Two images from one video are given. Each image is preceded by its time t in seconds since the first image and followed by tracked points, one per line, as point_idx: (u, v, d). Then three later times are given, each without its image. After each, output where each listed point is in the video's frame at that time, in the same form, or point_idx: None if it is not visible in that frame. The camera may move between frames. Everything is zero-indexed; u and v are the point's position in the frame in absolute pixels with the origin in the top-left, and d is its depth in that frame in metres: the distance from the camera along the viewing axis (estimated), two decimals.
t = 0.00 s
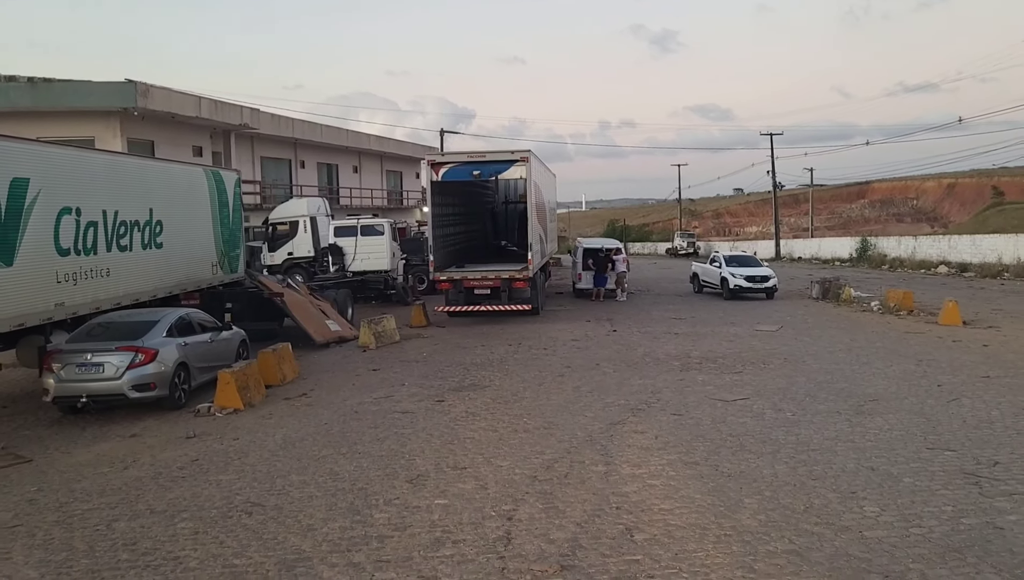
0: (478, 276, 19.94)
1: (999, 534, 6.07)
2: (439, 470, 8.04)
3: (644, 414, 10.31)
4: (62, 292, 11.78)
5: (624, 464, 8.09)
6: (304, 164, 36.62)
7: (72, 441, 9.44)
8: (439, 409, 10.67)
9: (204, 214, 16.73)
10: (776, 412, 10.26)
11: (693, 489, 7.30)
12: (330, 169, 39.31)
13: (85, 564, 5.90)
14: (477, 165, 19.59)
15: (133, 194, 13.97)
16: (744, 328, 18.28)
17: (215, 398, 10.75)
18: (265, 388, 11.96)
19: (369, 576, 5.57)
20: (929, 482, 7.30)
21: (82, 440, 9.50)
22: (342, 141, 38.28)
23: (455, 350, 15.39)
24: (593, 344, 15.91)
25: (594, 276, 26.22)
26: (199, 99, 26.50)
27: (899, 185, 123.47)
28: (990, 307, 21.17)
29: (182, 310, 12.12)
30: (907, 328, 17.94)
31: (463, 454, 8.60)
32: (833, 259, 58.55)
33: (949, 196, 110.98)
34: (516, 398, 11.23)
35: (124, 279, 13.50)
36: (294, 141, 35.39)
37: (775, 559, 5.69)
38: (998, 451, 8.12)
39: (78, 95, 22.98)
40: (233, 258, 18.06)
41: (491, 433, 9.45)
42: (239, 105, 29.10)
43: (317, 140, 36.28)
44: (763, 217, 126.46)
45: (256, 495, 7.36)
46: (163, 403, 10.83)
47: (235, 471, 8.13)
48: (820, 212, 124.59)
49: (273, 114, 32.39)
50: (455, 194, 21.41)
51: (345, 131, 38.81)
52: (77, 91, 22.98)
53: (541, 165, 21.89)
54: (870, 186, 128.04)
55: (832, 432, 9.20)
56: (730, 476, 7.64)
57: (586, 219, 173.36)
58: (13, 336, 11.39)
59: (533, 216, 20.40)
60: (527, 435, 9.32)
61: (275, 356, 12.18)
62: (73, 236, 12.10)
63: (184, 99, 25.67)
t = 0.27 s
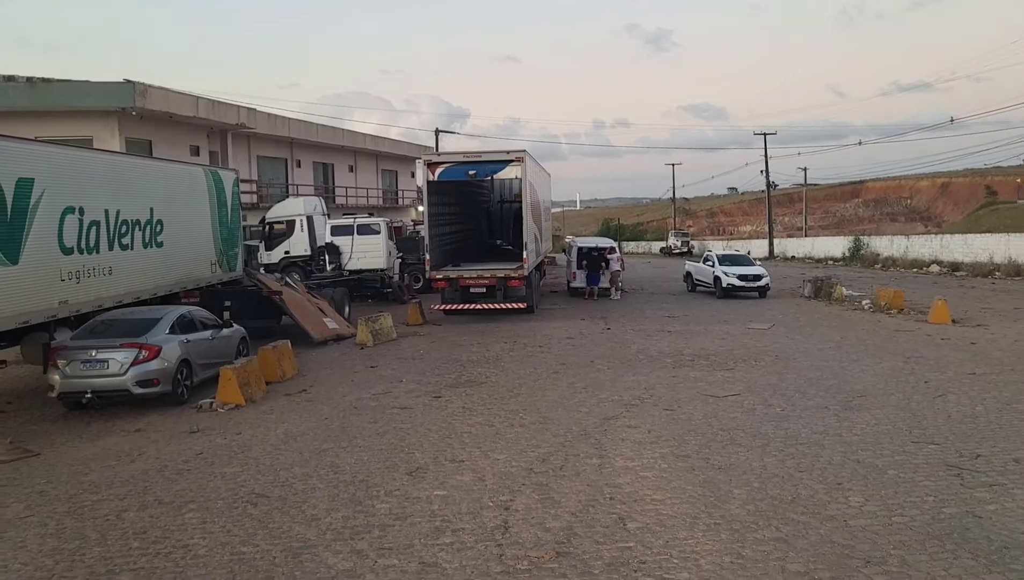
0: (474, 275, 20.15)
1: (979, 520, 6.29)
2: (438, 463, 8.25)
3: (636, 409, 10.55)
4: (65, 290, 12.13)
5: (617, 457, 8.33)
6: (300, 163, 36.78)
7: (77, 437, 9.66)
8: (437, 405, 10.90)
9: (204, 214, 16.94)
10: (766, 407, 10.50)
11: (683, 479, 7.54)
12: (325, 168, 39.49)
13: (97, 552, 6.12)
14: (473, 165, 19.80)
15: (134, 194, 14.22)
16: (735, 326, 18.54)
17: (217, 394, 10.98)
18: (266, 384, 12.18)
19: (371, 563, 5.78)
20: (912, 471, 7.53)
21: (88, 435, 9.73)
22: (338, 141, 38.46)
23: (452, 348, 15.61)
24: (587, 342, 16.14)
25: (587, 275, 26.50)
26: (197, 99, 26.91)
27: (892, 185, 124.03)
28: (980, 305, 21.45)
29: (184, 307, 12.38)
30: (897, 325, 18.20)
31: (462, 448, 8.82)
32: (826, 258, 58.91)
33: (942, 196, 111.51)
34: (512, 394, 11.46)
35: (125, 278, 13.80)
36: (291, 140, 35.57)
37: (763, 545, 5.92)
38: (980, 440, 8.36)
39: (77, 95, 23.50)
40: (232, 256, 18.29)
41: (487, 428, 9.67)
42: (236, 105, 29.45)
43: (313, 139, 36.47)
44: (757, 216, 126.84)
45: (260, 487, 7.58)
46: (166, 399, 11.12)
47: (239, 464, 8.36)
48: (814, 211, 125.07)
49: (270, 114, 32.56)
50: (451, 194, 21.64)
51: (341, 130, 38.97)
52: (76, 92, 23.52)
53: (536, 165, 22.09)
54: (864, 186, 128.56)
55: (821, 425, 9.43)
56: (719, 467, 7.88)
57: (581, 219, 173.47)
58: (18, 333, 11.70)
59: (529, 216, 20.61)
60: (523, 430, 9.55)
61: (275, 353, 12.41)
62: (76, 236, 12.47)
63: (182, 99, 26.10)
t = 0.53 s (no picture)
0: (472, 273, 20.32)
1: (960, 507, 6.54)
2: (439, 456, 8.48)
3: (632, 404, 10.80)
4: (71, 287, 12.38)
5: (613, 450, 8.57)
6: (298, 162, 36.98)
7: (85, 431, 9.89)
8: (437, 400, 11.12)
9: (205, 213, 17.17)
10: (758, 402, 10.75)
11: (677, 470, 7.78)
12: (324, 167, 39.70)
13: (111, 540, 6.34)
14: (471, 165, 20.02)
15: (138, 193, 14.45)
16: (730, 324, 18.79)
17: (220, 390, 11.19)
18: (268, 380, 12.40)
19: (376, 549, 6.00)
20: (899, 461, 7.76)
21: (95, 430, 9.96)
22: (336, 140, 38.67)
23: (450, 345, 15.84)
24: (583, 339, 16.38)
25: (583, 273, 26.77)
26: (196, 99, 27.46)
27: (888, 184, 124.43)
28: (971, 303, 21.71)
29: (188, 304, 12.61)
30: (890, 323, 18.46)
31: (462, 441, 9.05)
32: (822, 257, 59.21)
33: (937, 195, 111.96)
34: (510, 390, 11.69)
35: (129, 276, 14.04)
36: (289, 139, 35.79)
37: (752, 531, 6.15)
38: (966, 432, 8.59)
39: (77, 94, 24.25)
40: (233, 255, 18.51)
41: (486, 422, 9.90)
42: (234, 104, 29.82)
43: (311, 138, 36.69)
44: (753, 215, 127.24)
45: (266, 478, 7.81)
46: (171, 394, 11.38)
47: (245, 456, 8.59)
48: (810, 210, 125.48)
49: (268, 113, 32.75)
50: (449, 193, 21.86)
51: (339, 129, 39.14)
52: (77, 91, 24.28)
53: (533, 164, 22.30)
54: (860, 185, 128.99)
55: (811, 418, 9.66)
56: (711, 459, 8.12)
57: (577, 218, 173.75)
58: (24, 330, 11.93)
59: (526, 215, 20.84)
60: (520, 424, 9.78)
61: (277, 350, 12.63)
62: (82, 234, 12.70)
63: (181, 99, 26.70)
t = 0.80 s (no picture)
0: (473, 273, 20.58)
1: (946, 497, 6.77)
2: (442, 451, 8.71)
3: (630, 401, 11.03)
4: (79, 286, 12.65)
5: (611, 445, 8.81)
6: (299, 162, 37.20)
7: (96, 427, 10.13)
8: (439, 397, 11.35)
9: (209, 213, 17.42)
10: (754, 399, 10.99)
11: (673, 464, 8.01)
12: (324, 167, 39.92)
13: (127, 531, 6.59)
14: (472, 166, 20.25)
15: (143, 193, 14.72)
16: (727, 324, 19.01)
17: (227, 387, 11.42)
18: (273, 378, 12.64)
19: (383, 538, 6.23)
20: (890, 454, 7.98)
21: (105, 426, 10.20)
22: (337, 140, 38.89)
23: (451, 344, 16.07)
24: (583, 338, 16.62)
25: (582, 272, 27.01)
26: (198, 99, 27.71)
27: (887, 184, 124.65)
28: (966, 302, 21.93)
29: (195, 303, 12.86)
30: (885, 322, 18.67)
31: (464, 437, 9.28)
32: (820, 257, 59.42)
33: (936, 194, 112.17)
34: (510, 387, 11.92)
35: (135, 275, 14.31)
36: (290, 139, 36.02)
37: (745, 521, 6.38)
38: (955, 426, 8.81)
39: (82, 95, 24.55)
40: (236, 254, 18.77)
41: (488, 418, 10.12)
42: (236, 104, 30.09)
43: (312, 139, 36.91)
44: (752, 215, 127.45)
45: (275, 472, 8.05)
46: (178, 391, 11.63)
47: (254, 451, 8.83)
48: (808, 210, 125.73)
49: (269, 113, 32.99)
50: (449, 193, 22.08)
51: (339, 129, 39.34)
52: (82, 92, 24.57)
53: (532, 165, 22.52)
54: (859, 185, 129.21)
55: (805, 413, 9.88)
56: (706, 453, 8.36)
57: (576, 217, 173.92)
58: (35, 328, 12.19)
59: (526, 215, 21.07)
60: (521, 420, 10.01)
61: (281, 348, 12.86)
62: (89, 234, 12.98)
63: (184, 100, 26.96)
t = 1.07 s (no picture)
0: (475, 272, 20.88)
1: (937, 489, 6.99)
2: (447, 445, 8.94)
3: (630, 398, 11.25)
4: (90, 285, 12.90)
5: (612, 440, 9.03)
6: (302, 162, 37.43)
7: (109, 422, 10.38)
8: (443, 394, 11.58)
9: (215, 213, 17.67)
10: (752, 395, 11.20)
11: (672, 458, 8.24)
12: (327, 167, 40.16)
13: (145, 520, 6.83)
14: (474, 166, 20.48)
15: (152, 194, 14.97)
16: (727, 323, 19.24)
17: (235, 383, 11.64)
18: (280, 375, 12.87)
19: (392, 527, 6.46)
20: (883, 448, 8.20)
21: (118, 421, 10.45)
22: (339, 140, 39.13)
23: (454, 342, 16.30)
24: (584, 337, 16.84)
25: (583, 272, 27.25)
26: (203, 100, 27.96)
27: (888, 185, 124.85)
28: (964, 302, 22.13)
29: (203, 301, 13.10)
30: (882, 321, 18.88)
31: (468, 432, 9.50)
32: (820, 257, 59.64)
33: (937, 195, 112.34)
34: (513, 384, 12.14)
35: (143, 274, 14.56)
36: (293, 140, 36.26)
37: (741, 512, 6.61)
38: (948, 422, 9.03)
39: (88, 96, 24.84)
40: (242, 254, 19.01)
41: (492, 414, 10.35)
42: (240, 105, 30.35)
43: (315, 139, 37.15)
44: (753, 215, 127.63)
45: (285, 465, 8.29)
46: (188, 388, 11.88)
47: (264, 445, 9.07)
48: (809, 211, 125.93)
49: (272, 114, 33.24)
50: (451, 193, 22.30)
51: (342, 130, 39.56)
52: (89, 93, 24.86)
53: (534, 165, 22.75)
54: (859, 186, 129.38)
55: (802, 409, 10.10)
56: (704, 448, 8.59)
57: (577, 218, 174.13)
58: (46, 326, 12.44)
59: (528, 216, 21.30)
60: (524, 416, 10.24)
61: (288, 345, 13.10)
62: (99, 234, 13.23)
63: (189, 100, 27.22)
